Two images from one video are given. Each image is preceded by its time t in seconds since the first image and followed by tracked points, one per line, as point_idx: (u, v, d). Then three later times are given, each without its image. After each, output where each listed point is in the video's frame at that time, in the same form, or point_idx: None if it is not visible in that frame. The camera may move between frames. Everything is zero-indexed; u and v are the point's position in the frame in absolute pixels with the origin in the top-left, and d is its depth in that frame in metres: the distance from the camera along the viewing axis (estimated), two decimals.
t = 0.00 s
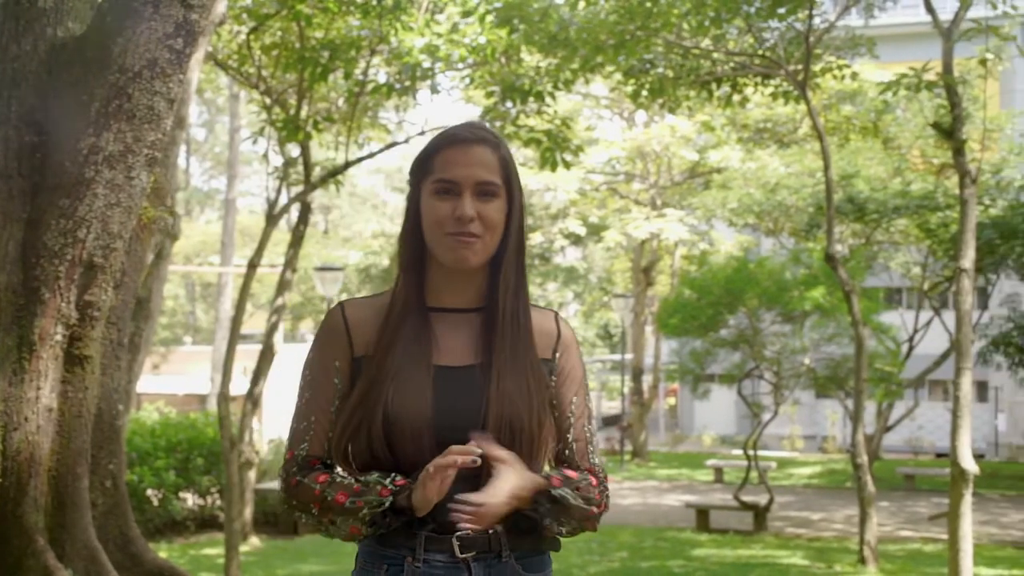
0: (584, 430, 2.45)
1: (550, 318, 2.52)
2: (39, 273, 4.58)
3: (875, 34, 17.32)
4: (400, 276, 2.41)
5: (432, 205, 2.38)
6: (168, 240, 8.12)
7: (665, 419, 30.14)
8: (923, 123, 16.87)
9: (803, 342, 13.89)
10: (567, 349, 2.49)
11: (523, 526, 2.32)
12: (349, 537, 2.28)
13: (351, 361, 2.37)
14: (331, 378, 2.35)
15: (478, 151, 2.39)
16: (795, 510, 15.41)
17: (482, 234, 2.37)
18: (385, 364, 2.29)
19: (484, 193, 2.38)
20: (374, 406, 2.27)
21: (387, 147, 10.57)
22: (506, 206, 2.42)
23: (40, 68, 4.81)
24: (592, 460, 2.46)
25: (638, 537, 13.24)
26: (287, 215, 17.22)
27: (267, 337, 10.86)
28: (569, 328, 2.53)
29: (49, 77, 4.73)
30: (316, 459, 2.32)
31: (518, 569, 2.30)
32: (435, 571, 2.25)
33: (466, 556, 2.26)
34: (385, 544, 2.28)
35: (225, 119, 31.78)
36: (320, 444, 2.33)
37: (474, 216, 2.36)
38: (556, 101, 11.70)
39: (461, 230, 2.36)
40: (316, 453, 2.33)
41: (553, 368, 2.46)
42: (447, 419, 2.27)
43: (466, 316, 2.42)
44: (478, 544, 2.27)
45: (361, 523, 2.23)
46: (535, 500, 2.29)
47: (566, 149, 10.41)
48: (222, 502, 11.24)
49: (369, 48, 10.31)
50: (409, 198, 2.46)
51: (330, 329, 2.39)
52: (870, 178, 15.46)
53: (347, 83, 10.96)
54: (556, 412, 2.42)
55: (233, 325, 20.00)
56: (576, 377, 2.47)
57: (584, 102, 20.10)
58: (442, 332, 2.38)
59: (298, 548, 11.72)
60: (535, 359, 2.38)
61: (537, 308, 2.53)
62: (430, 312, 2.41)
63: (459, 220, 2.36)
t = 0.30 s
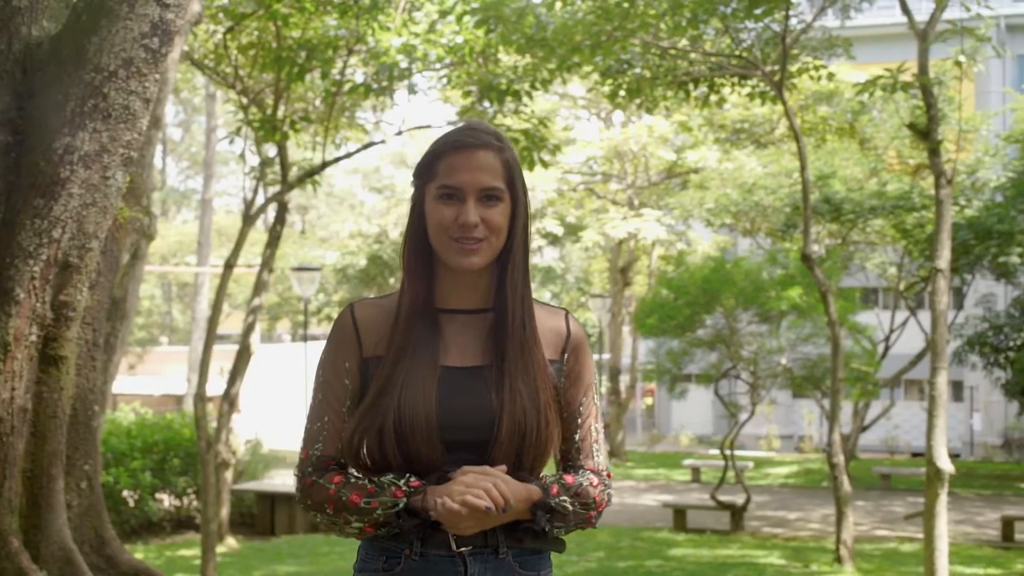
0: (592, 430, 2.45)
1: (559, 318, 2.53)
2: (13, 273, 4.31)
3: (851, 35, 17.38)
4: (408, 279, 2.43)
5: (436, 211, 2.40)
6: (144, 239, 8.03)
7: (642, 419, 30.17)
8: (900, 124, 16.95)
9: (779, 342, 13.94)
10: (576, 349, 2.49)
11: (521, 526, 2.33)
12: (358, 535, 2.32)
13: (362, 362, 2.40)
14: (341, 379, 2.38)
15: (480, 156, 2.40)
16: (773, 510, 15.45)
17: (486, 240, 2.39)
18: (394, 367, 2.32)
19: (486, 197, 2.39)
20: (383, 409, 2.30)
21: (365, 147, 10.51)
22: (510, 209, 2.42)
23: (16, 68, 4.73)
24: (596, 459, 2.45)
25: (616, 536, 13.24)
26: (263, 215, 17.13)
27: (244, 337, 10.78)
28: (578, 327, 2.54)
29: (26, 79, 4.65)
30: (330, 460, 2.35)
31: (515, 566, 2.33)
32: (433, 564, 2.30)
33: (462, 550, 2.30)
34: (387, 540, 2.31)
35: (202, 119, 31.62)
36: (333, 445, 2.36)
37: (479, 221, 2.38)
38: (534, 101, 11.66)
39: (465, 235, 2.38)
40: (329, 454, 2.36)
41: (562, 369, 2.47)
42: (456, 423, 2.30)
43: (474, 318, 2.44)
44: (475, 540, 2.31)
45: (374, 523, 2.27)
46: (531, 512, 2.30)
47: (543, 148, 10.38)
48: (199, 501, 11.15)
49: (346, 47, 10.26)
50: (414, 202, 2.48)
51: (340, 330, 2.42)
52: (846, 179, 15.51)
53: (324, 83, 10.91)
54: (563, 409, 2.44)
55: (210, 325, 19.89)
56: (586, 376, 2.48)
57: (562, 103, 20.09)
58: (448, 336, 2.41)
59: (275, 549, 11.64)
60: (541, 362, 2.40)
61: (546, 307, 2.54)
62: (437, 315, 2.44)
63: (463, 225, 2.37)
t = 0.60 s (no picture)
0: (575, 429, 2.43)
1: (546, 317, 2.52)
2: None
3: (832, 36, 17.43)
4: (404, 275, 2.38)
5: (436, 203, 2.35)
6: (124, 239, 7.98)
7: (625, 418, 30.18)
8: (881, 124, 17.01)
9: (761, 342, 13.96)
10: (564, 350, 2.49)
11: (517, 523, 2.28)
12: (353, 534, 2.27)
13: (355, 360, 2.34)
14: (335, 377, 2.31)
15: (478, 148, 2.36)
16: (755, 509, 15.47)
17: (486, 231, 2.35)
18: (392, 363, 2.26)
19: (486, 189, 2.36)
20: (381, 408, 2.25)
21: (347, 147, 10.47)
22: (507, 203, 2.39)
23: None
24: (578, 458, 2.42)
25: (598, 536, 13.23)
26: (244, 215, 17.04)
27: (225, 338, 10.73)
28: (566, 325, 2.53)
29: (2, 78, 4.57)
30: (322, 459, 2.29)
31: (510, 566, 2.28)
32: (430, 565, 2.24)
33: (459, 549, 2.24)
34: (383, 540, 2.25)
35: (184, 119, 31.50)
36: (326, 443, 2.30)
37: (480, 212, 2.34)
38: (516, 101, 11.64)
39: (467, 227, 2.33)
40: (320, 452, 2.29)
41: (552, 368, 2.46)
42: (454, 422, 2.25)
43: (468, 315, 2.39)
44: (472, 538, 2.25)
45: (372, 523, 2.22)
46: (527, 508, 2.26)
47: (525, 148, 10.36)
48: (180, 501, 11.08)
49: (327, 47, 10.24)
50: (408, 195, 2.42)
51: (333, 326, 2.35)
52: (827, 179, 15.54)
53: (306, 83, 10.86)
54: (553, 407, 2.42)
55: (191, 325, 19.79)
56: (573, 375, 2.48)
57: (544, 103, 20.07)
58: (445, 332, 2.36)
59: (256, 551, 11.58)
60: (536, 358, 2.37)
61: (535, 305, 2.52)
62: (433, 311, 2.39)
63: (465, 217, 2.33)
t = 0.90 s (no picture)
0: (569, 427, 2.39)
1: (538, 313, 2.49)
2: None
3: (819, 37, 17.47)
4: (396, 275, 2.35)
5: (426, 202, 2.33)
6: (111, 239, 7.94)
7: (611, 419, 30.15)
8: (867, 124, 17.05)
9: (748, 342, 13.98)
10: (557, 346, 2.47)
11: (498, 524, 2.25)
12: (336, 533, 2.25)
13: (348, 362, 2.31)
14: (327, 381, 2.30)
15: (462, 144, 2.36)
16: (742, 509, 15.48)
17: (479, 227, 2.33)
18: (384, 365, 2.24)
19: (475, 184, 2.34)
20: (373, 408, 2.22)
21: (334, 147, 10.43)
22: (495, 198, 2.38)
23: None
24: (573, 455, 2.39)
25: (585, 536, 13.22)
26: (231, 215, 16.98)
27: (212, 338, 10.68)
28: (558, 321, 2.50)
29: None
30: (310, 461, 2.28)
31: (503, 565, 2.25)
32: (423, 564, 2.21)
33: (453, 549, 2.21)
34: (371, 539, 2.23)
35: (170, 119, 31.37)
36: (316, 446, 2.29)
37: (473, 208, 2.32)
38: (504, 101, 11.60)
39: (461, 223, 2.31)
40: (310, 454, 2.28)
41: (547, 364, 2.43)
42: (452, 420, 2.22)
43: (461, 312, 2.37)
44: (465, 538, 2.22)
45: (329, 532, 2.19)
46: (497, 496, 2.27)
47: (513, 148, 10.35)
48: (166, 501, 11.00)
49: (315, 47, 10.23)
50: (396, 195, 2.40)
51: (326, 329, 2.32)
52: (814, 179, 15.57)
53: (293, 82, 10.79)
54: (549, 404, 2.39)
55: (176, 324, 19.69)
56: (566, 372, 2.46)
57: (531, 103, 20.04)
58: (441, 331, 2.33)
59: (243, 551, 11.52)
60: (530, 355, 2.34)
61: (527, 303, 2.49)
62: (426, 310, 2.36)
63: (460, 213, 2.31)
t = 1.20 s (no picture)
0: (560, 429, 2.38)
1: (531, 317, 2.48)
2: None
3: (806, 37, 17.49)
4: (387, 276, 2.35)
5: (416, 204, 2.32)
6: (99, 238, 7.89)
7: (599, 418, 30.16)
8: (855, 125, 17.07)
9: (736, 342, 14.00)
10: (550, 348, 2.44)
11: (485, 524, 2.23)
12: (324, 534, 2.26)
13: (337, 361, 2.31)
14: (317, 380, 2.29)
15: (453, 145, 2.34)
16: (730, 509, 15.50)
17: (469, 229, 2.32)
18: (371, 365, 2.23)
19: (466, 186, 2.33)
20: (361, 409, 2.21)
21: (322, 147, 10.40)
22: (487, 200, 2.37)
23: None
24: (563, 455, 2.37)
25: (574, 536, 13.22)
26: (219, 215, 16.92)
27: (200, 338, 10.64)
28: (551, 324, 2.48)
29: None
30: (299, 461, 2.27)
31: (492, 566, 2.22)
32: (411, 564, 2.19)
33: (441, 550, 2.20)
34: (360, 539, 2.22)
35: (158, 119, 31.28)
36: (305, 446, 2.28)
37: (463, 210, 2.31)
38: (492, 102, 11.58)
39: (450, 225, 2.30)
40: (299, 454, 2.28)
41: (538, 367, 2.41)
42: (439, 421, 2.21)
43: (451, 313, 2.35)
44: (454, 539, 2.21)
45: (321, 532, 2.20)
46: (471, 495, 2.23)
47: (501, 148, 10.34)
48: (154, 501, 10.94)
49: (302, 47, 10.21)
50: (388, 195, 2.40)
51: (316, 329, 2.32)
52: (802, 179, 15.59)
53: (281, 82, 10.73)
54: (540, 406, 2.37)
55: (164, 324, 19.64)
56: (558, 374, 2.43)
57: (520, 103, 20.00)
58: (430, 332, 2.32)
59: (232, 551, 11.48)
60: (521, 358, 2.33)
61: (520, 305, 2.47)
62: (416, 311, 2.35)
63: (450, 215, 2.30)
